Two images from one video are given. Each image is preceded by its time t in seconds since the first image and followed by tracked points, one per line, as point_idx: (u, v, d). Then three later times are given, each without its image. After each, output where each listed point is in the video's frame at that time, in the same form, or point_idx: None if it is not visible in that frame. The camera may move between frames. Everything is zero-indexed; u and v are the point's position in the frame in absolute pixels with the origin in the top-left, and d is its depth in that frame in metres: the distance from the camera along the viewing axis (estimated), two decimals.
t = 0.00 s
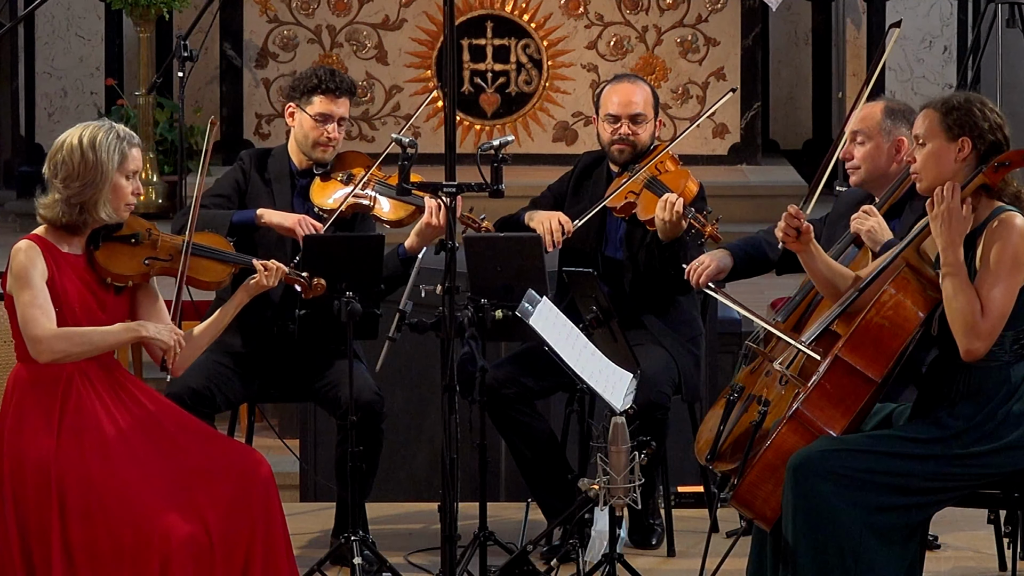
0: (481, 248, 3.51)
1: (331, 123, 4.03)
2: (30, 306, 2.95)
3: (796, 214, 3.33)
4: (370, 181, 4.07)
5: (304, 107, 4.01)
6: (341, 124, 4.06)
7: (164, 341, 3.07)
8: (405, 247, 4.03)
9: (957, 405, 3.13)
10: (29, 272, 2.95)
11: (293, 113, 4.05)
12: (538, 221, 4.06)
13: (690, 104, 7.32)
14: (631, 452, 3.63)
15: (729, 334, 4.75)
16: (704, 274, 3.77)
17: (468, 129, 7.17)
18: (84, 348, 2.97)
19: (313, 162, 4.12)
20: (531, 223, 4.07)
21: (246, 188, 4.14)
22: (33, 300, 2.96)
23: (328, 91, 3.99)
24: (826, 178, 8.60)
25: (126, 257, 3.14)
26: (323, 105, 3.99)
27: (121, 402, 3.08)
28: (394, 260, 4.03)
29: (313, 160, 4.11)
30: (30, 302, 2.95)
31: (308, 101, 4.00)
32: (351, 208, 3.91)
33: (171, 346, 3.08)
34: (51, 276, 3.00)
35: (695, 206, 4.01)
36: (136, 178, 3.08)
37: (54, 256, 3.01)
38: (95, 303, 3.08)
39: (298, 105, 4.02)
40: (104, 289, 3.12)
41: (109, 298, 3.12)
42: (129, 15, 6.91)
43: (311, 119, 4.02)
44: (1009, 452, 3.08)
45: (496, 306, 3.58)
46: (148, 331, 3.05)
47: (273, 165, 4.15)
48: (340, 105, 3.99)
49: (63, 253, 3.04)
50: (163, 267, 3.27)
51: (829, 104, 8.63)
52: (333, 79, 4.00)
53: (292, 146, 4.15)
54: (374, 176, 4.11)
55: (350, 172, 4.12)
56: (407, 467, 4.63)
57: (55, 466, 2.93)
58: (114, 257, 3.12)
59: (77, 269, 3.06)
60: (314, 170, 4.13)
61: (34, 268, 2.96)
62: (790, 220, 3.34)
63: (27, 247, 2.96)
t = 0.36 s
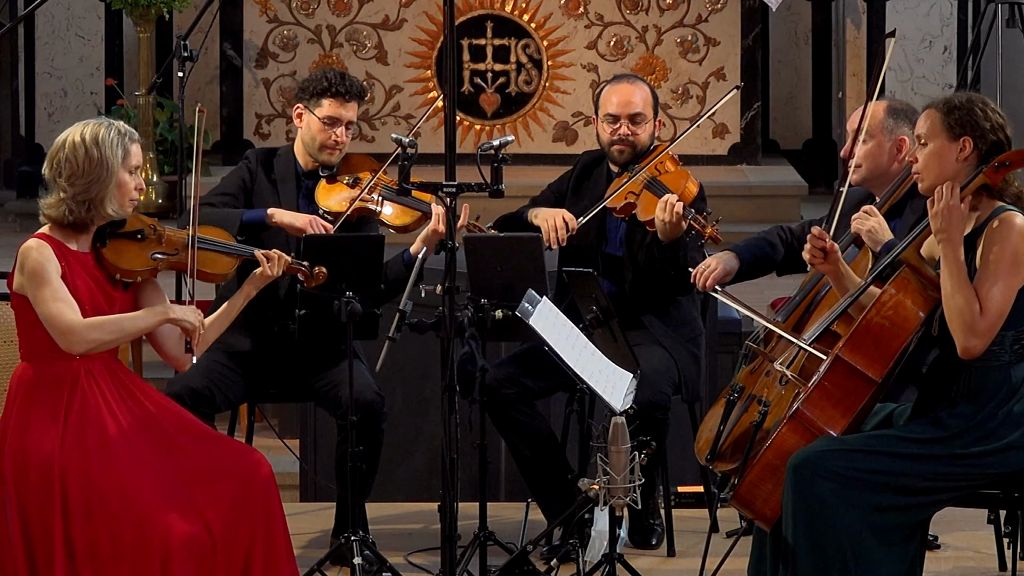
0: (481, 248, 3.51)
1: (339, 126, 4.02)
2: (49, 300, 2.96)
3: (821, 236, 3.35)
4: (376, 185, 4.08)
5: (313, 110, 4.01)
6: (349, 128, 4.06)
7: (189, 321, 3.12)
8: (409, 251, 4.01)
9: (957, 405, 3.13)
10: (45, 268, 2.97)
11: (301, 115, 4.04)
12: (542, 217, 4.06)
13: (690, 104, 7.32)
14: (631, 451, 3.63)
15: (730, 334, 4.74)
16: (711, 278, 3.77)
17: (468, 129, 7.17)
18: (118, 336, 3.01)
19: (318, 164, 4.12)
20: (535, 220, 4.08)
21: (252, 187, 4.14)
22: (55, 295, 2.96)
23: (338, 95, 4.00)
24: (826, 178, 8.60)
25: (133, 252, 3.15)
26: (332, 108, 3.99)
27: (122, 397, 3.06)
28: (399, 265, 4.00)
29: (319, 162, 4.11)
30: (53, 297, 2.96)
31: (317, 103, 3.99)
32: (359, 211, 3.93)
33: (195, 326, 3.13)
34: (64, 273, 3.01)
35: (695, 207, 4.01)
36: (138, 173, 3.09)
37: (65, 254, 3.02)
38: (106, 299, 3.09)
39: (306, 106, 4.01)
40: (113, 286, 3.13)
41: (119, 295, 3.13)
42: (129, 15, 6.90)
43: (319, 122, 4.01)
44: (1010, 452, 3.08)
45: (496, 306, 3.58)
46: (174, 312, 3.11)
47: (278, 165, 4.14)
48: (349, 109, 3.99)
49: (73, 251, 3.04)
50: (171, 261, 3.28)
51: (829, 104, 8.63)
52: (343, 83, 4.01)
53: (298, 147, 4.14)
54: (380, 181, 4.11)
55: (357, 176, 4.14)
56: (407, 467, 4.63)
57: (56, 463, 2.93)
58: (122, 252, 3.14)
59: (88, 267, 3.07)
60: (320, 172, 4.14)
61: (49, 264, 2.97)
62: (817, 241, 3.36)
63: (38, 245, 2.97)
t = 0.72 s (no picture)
0: (482, 248, 3.51)
1: (348, 131, 4.03)
2: (54, 296, 2.96)
3: (836, 261, 3.36)
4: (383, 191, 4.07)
5: (323, 113, 4.01)
6: (358, 133, 4.07)
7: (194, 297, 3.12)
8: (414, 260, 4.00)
9: (958, 404, 3.13)
10: (43, 270, 2.97)
11: (310, 117, 4.05)
12: (543, 216, 4.07)
13: (690, 104, 7.32)
14: (630, 451, 3.63)
15: (730, 334, 4.74)
16: (715, 282, 3.78)
17: (468, 129, 7.17)
18: (127, 320, 3.01)
19: (325, 166, 4.12)
20: (538, 218, 4.08)
21: (259, 187, 4.14)
22: (58, 293, 2.97)
23: (348, 100, 4.00)
24: (827, 178, 8.61)
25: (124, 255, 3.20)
26: (341, 112, 4.00)
27: (122, 399, 3.07)
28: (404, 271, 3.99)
29: (326, 165, 4.11)
30: (58, 295, 2.96)
31: (326, 107, 4.00)
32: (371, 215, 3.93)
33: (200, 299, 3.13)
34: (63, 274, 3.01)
35: (694, 208, 4.01)
36: (127, 170, 3.08)
37: (59, 256, 3.02)
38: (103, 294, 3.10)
39: (316, 109, 4.02)
40: (111, 286, 3.16)
41: (116, 293, 3.16)
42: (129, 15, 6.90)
43: (328, 125, 4.02)
44: (1010, 452, 3.08)
45: (496, 306, 3.58)
46: (179, 289, 3.10)
47: (285, 166, 4.14)
48: (359, 115, 4.00)
49: (66, 252, 3.05)
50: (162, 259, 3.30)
51: (829, 104, 8.63)
52: (354, 88, 4.00)
53: (305, 148, 4.14)
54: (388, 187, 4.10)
55: (364, 180, 4.11)
56: (407, 467, 4.63)
57: (57, 463, 2.93)
58: (117, 253, 3.21)
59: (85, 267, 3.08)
60: (326, 174, 4.13)
61: (46, 266, 2.98)
62: (832, 269, 3.37)
63: (33, 248, 2.98)
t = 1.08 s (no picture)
0: (482, 248, 3.51)
1: (354, 136, 4.04)
2: (34, 301, 2.98)
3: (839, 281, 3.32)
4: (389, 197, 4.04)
5: (330, 117, 4.02)
6: (364, 138, 4.07)
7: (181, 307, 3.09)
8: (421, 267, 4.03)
9: (959, 404, 3.13)
10: (24, 275, 2.98)
11: (316, 120, 4.05)
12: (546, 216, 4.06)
13: (690, 104, 7.32)
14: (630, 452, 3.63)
15: (730, 333, 4.75)
16: (721, 286, 3.80)
17: (468, 129, 7.17)
18: (105, 328, 2.99)
19: (331, 170, 4.12)
20: (539, 218, 4.07)
21: (265, 187, 4.14)
22: (39, 298, 2.98)
23: (356, 106, 3.99)
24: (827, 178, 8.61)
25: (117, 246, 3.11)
26: (348, 118, 4.01)
27: (122, 401, 3.07)
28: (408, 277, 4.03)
29: (331, 168, 4.12)
30: (38, 300, 2.97)
31: (334, 111, 4.00)
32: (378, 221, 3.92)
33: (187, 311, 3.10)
34: (47, 278, 3.02)
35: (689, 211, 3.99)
36: (109, 165, 3.09)
37: (44, 258, 3.03)
38: (90, 294, 3.09)
39: (323, 113, 4.02)
40: (100, 282, 3.13)
41: (105, 291, 3.13)
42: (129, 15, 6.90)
43: (335, 130, 4.03)
44: (1011, 452, 3.08)
45: (496, 306, 3.57)
46: (161, 301, 3.06)
47: (290, 167, 4.15)
48: (365, 121, 4.01)
49: (52, 253, 3.06)
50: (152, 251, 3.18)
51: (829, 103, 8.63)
52: (363, 94, 4.00)
53: (310, 149, 4.15)
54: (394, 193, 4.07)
55: (369, 184, 4.10)
56: (407, 467, 4.63)
57: (56, 465, 2.93)
58: (105, 249, 3.11)
59: (70, 267, 3.08)
60: (331, 177, 4.13)
61: (28, 270, 2.99)
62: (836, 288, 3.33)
63: (17, 253, 2.99)
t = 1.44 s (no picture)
0: (482, 248, 3.51)
1: (356, 141, 4.03)
2: (14, 303, 2.96)
3: (845, 277, 3.32)
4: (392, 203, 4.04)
5: (332, 121, 4.02)
6: (366, 142, 4.07)
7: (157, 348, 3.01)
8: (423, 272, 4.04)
9: (959, 404, 3.13)
10: (9, 274, 2.97)
11: (319, 123, 4.05)
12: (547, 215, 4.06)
13: (690, 104, 7.32)
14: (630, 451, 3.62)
15: (730, 333, 4.75)
16: (727, 289, 3.80)
17: (468, 129, 7.17)
18: (70, 345, 2.97)
19: (332, 172, 4.12)
20: (540, 218, 4.07)
21: (269, 189, 4.11)
22: (16, 301, 2.97)
23: (358, 111, 3.98)
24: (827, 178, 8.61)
25: (107, 242, 3.10)
26: (350, 123, 3.99)
27: (121, 401, 3.07)
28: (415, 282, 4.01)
29: (333, 171, 4.12)
30: (15, 302, 2.97)
31: (336, 116, 4.00)
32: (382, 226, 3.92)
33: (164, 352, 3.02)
34: (33, 277, 3.01)
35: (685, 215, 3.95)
36: (99, 161, 3.09)
37: (33, 258, 3.02)
38: (79, 291, 3.07)
39: (325, 116, 4.02)
40: (92, 278, 3.12)
41: (95, 288, 3.11)
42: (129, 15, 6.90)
43: (337, 134, 4.02)
44: (1012, 451, 3.08)
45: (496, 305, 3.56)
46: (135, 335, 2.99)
47: (292, 169, 4.13)
48: (368, 127, 4.00)
49: (40, 252, 3.04)
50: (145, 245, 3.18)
51: (829, 103, 8.63)
52: (365, 100, 3.99)
53: (312, 150, 4.15)
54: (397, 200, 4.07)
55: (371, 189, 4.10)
56: (407, 467, 4.63)
57: (56, 466, 2.93)
58: (95, 245, 3.09)
59: (59, 265, 3.06)
60: (333, 179, 4.14)
61: (13, 268, 2.98)
62: (842, 284, 3.33)
63: (5, 253, 2.98)
